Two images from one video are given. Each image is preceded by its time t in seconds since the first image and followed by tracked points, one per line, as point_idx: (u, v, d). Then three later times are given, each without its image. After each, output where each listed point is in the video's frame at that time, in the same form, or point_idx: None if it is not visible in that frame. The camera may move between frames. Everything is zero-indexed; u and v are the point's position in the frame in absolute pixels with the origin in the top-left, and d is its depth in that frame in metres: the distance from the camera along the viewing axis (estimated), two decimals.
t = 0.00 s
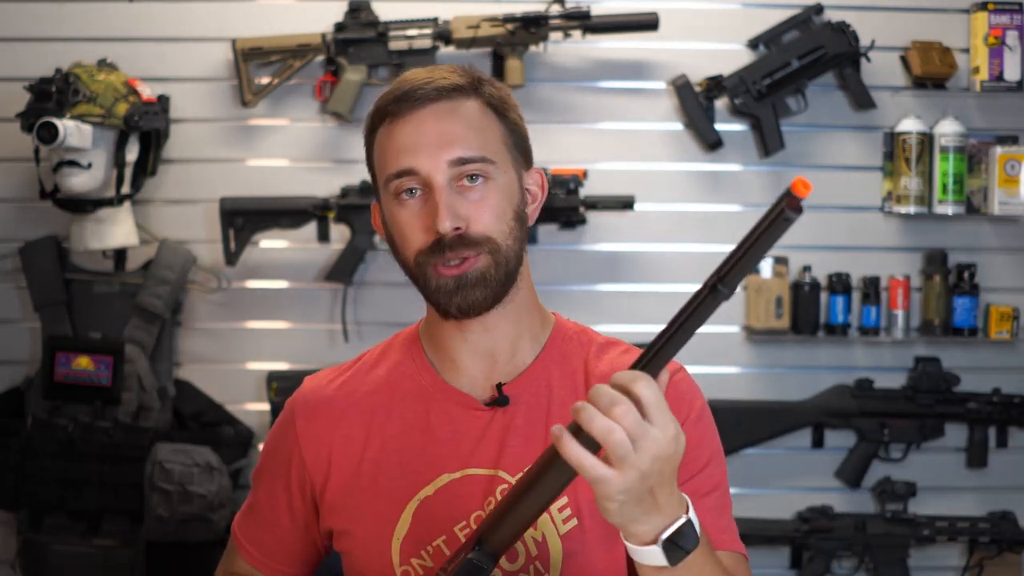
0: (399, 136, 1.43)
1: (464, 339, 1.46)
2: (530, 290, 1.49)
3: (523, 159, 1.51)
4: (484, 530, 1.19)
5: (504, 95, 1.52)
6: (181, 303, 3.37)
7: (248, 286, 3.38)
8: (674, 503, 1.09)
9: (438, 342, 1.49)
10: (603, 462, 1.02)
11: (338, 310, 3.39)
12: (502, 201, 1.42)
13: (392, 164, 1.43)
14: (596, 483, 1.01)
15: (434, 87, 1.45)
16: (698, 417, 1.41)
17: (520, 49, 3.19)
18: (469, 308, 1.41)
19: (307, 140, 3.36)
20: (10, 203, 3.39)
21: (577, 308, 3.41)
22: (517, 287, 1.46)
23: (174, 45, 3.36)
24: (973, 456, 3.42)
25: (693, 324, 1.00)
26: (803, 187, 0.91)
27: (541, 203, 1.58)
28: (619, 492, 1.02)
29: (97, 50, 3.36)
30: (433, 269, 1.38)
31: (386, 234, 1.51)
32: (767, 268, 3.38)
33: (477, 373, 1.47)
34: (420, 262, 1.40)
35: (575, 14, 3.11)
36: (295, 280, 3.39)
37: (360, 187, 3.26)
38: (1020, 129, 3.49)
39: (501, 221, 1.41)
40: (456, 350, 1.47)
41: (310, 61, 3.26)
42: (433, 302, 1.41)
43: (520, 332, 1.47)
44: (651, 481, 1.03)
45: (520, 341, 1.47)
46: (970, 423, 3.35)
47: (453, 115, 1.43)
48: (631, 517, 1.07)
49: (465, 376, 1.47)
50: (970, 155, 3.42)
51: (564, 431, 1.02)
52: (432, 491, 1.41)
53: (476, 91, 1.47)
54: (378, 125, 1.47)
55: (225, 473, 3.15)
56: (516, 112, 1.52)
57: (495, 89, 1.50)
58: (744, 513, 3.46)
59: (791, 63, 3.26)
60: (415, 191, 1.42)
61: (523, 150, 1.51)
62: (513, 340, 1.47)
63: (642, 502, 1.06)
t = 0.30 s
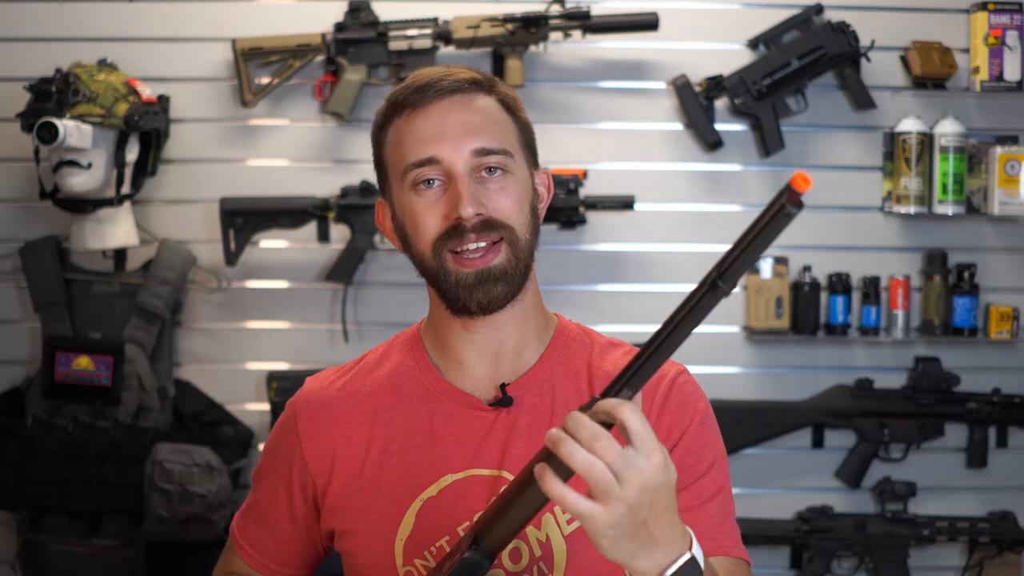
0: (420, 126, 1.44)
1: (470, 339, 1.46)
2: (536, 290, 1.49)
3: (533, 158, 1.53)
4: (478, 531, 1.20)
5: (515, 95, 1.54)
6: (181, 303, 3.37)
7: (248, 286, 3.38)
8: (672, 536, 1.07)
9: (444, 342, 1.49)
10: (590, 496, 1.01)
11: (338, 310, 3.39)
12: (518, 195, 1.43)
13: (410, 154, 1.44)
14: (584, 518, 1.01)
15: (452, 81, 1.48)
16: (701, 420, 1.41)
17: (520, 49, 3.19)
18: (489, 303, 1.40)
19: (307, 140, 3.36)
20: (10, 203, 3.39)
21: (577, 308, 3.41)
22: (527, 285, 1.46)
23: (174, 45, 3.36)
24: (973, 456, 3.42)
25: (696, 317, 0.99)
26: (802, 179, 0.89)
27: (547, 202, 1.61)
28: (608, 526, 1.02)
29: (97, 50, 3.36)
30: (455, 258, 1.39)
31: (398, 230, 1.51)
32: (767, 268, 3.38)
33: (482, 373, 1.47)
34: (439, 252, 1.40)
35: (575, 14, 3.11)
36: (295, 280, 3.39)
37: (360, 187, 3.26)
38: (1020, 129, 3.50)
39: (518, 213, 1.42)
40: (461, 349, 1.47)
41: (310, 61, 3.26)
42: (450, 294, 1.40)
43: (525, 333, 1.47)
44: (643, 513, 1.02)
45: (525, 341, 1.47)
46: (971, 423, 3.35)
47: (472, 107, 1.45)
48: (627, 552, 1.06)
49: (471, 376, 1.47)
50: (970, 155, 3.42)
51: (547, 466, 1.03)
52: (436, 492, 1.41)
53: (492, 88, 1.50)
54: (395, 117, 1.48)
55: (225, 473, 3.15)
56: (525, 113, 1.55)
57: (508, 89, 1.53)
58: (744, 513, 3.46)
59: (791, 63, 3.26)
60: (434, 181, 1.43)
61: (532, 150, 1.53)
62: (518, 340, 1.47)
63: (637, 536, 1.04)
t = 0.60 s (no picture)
0: (429, 122, 1.44)
1: (471, 338, 1.46)
2: (537, 291, 1.49)
3: (539, 160, 1.53)
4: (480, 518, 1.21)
5: (522, 97, 1.55)
6: (181, 304, 3.37)
7: (248, 286, 3.38)
8: (669, 536, 1.08)
9: (445, 341, 1.49)
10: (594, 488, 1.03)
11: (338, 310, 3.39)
12: (526, 194, 1.43)
13: (420, 150, 1.44)
14: (585, 508, 1.03)
15: (461, 79, 1.48)
16: (701, 424, 1.41)
17: (520, 50, 3.19)
18: (492, 300, 1.39)
19: (307, 140, 3.37)
20: (10, 203, 3.40)
21: (576, 307, 3.41)
22: (529, 285, 1.46)
23: (174, 45, 3.36)
24: (973, 456, 3.42)
25: (699, 309, 0.99)
26: (813, 167, 0.90)
27: (549, 204, 1.61)
28: (609, 518, 1.03)
29: (98, 50, 3.36)
30: (461, 253, 1.38)
31: (404, 228, 1.51)
32: (767, 268, 3.39)
33: (483, 373, 1.47)
34: (446, 248, 1.40)
35: (575, 14, 3.11)
36: (295, 280, 3.39)
37: (360, 187, 3.26)
38: (1020, 129, 3.49)
39: (525, 212, 1.42)
40: (462, 350, 1.47)
41: (310, 61, 3.26)
42: (454, 290, 1.39)
43: (526, 333, 1.47)
44: (642, 510, 1.04)
45: (526, 342, 1.47)
46: (971, 423, 3.35)
47: (482, 105, 1.45)
48: (622, 544, 1.07)
49: (471, 376, 1.47)
50: (970, 156, 3.42)
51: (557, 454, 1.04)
52: (435, 492, 1.41)
53: (500, 88, 1.50)
54: (404, 114, 1.48)
55: (225, 473, 3.15)
56: (532, 115, 1.55)
57: (517, 91, 1.53)
58: (744, 513, 3.46)
59: (791, 63, 3.26)
60: (443, 177, 1.43)
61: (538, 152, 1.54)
62: (519, 340, 1.47)
63: (633, 530, 1.06)
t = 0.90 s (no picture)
0: (431, 116, 1.45)
1: (469, 337, 1.46)
2: (535, 290, 1.48)
3: (539, 162, 1.53)
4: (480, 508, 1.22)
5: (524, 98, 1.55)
6: (181, 304, 3.37)
7: (248, 286, 3.38)
8: (672, 502, 1.09)
9: (443, 341, 1.48)
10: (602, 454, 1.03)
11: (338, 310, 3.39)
12: (525, 192, 1.43)
13: (420, 145, 1.44)
14: (595, 473, 1.03)
15: (464, 77, 1.48)
16: (699, 418, 1.42)
17: (520, 49, 3.19)
18: (490, 292, 1.37)
19: (307, 140, 3.36)
20: (10, 203, 3.39)
21: (577, 308, 3.41)
22: (527, 285, 1.45)
23: (174, 45, 3.36)
24: (973, 456, 3.42)
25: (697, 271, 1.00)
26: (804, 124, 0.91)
27: (548, 205, 1.61)
28: (617, 483, 1.04)
29: (98, 50, 3.36)
30: (460, 246, 1.38)
31: (404, 224, 1.50)
32: (767, 268, 3.39)
33: (480, 372, 1.47)
34: (445, 243, 1.39)
35: (575, 14, 3.11)
36: (295, 280, 3.39)
37: (360, 187, 3.26)
38: (1020, 129, 3.50)
39: (525, 210, 1.41)
40: (459, 349, 1.47)
41: (310, 61, 3.26)
42: (452, 283, 1.38)
43: (523, 332, 1.47)
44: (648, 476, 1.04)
45: (523, 341, 1.47)
46: (971, 423, 3.35)
47: (483, 102, 1.45)
48: (627, 509, 1.08)
49: (469, 375, 1.47)
50: (970, 155, 3.42)
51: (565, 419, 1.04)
52: (436, 492, 1.42)
53: (502, 88, 1.50)
54: (406, 109, 1.49)
55: (226, 473, 3.15)
56: (533, 116, 1.55)
57: (520, 92, 1.53)
58: (744, 513, 3.46)
59: (791, 62, 3.26)
60: (443, 172, 1.43)
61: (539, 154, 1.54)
62: (516, 340, 1.47)
63: (639, 496, 1.07)
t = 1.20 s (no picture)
0: (431, 123, 1.44)
1: (466, 339, 1.46)
2: (535, 292, 1.48)
3: (538, 165, 1.53)
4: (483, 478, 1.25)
5: (525, 100, 1.55)
6: (181, 304, 3.37)
7: (248, 286, 3.38)
8: (665, 471, 1.11)
9: (440, 341, 1.48)
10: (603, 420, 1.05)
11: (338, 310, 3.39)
12: (523, 200, 1.43)
13: (420, 151, 1.44)
14: (595, 430, 1.04)
15: (466, 82, 1.48)
16: (696, 418, 1.41)
17: (520, 49, 3.19)
18: (482, 306, 1.39)
19: (307, 140, 3.36)
20: (10, 203, 3.40)
21: (577, 307, 3.41)
22: (526, 289, 1.46)
23: (174, 45, 3.36)
24: (973, 456, 3.42)
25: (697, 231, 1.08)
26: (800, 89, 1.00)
27: (548, 207, 1.60)
28: (617, 443, 1.05)
29: (98, 50, 3.36)
30: (456, 256, 1.39)
31: (399, 226, 1.50)
32: (767, 268, 3.39)
33: (477, 374, 1.47)
34: (440, 252, 1.40)
35: (575, 14, 3.11)
36: (295, 280, 3.39)
37: (360, 187, 3.26)
38: (1020, 129, 3.49)
39: (522, 219, 1.42)
40: (456, 350, 1.47)
41: (310, 61, 3.26)
42: (447, 293, 1.40)
43: (522, 334, 1.47)
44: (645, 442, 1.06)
45: (522, 343, 1.48)
46: (971, 423, 3.35)
47: (484, 109, 1.45)
48: (621, 474, 1.09)
49: (466, 377, 1.47)
50: (970, 155, 3.42)
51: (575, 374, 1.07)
52: (433, 492, 1.42)
53: (504, 92, 1.50)
54: (406, 112, 1.48)
55: (226, 473, 3.15)
56: (533, 119, 1.55)
57: (521, 94, 1.53)
58: (744, 513, 3.46)
59: (791, 62, 3.26)
60: (441, 180, 1.43)
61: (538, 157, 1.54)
62: (515, 342, 1.47)
63: (635, 461, 1.08)
